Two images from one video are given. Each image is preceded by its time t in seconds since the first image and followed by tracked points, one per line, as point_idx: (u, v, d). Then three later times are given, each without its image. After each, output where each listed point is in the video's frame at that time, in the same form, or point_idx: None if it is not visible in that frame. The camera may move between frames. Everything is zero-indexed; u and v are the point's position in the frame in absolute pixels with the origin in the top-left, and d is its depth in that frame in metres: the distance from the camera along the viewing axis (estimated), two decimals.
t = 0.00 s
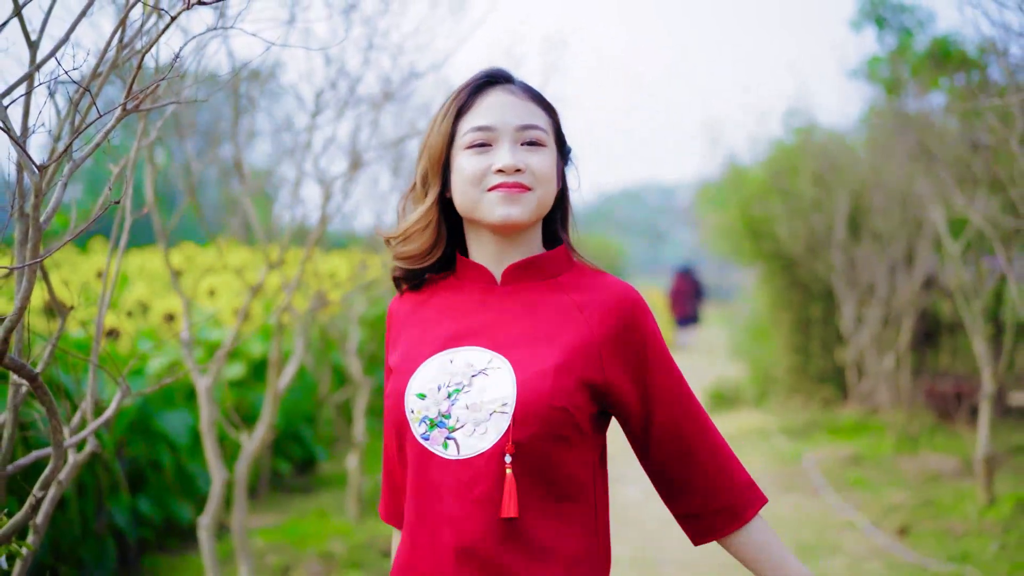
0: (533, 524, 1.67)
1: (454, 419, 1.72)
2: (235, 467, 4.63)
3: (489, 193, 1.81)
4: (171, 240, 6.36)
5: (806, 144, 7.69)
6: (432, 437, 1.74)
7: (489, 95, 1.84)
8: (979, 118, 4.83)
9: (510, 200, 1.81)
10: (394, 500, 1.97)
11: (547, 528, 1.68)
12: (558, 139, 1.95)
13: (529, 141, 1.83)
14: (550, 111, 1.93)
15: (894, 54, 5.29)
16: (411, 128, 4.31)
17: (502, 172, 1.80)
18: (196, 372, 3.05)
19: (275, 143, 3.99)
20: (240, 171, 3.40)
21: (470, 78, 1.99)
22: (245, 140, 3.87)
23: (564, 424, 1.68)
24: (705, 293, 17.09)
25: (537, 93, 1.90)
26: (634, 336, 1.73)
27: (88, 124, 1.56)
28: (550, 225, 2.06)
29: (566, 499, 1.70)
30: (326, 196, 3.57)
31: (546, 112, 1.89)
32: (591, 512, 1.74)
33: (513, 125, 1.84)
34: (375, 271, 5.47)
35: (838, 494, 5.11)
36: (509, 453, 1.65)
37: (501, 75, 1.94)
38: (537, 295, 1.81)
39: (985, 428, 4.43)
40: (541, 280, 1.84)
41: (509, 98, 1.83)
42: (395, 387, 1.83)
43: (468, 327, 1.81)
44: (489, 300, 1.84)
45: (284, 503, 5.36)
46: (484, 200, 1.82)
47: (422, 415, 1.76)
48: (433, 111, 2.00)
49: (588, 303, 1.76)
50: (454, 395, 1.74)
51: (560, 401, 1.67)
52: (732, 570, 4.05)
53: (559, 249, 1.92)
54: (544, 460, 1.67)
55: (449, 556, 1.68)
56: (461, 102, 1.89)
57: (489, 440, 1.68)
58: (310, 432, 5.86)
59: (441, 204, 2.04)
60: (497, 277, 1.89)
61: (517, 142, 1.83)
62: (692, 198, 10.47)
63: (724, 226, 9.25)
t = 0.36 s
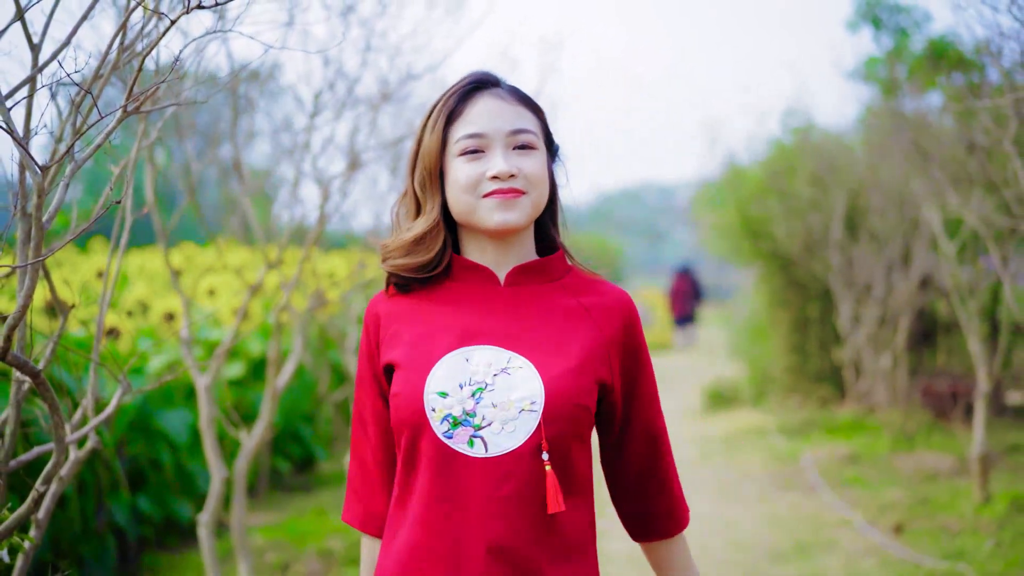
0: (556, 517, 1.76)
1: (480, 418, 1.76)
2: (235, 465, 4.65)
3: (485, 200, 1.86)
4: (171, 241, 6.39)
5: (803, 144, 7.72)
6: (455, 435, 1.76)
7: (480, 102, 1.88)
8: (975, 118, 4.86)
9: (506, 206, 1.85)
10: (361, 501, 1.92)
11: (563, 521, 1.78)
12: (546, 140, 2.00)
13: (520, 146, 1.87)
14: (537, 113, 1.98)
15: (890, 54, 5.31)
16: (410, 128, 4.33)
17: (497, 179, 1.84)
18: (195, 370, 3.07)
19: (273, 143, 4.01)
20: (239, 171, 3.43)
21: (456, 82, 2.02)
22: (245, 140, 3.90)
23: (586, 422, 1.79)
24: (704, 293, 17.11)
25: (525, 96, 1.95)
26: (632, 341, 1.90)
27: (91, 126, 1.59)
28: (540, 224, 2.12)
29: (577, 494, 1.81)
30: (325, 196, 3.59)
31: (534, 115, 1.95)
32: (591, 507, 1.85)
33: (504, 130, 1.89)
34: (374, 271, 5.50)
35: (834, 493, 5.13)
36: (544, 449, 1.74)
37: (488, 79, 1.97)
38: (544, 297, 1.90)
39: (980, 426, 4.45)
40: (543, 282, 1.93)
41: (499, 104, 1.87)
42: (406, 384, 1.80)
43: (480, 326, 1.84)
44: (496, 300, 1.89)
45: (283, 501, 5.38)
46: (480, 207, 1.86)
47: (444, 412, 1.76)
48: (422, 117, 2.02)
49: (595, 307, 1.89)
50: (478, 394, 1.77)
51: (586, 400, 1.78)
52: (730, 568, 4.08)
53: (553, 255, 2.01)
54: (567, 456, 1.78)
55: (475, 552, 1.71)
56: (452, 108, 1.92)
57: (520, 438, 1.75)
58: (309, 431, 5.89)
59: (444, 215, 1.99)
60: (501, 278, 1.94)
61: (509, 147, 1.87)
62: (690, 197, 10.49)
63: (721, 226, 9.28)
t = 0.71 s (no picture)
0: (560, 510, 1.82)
1: (492, 416, 1.77)
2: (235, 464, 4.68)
3: (473, 208, 1.88)
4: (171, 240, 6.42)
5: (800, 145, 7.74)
6: (467, 434, 1.77)
7: (468, 110, 1.89)
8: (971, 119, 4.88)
9: (494, 214, 1.88)
10: (336, 504, 1.88)
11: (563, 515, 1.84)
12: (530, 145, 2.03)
13: (508, 154, 1.90)
14: (523, 118, 2.00)
15: (886, 57, 5.32)
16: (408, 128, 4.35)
17: (485, 188, 1.86)
18: (195, 369, 3.09)
19: (272, 144, 4.04)
20: (238, 172, 3.45)
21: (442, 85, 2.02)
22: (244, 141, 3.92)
23: (585, 419, 1.86)
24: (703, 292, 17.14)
25: (511, 101, 1.96)
26: (615, 347, 2.00)
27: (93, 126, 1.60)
28: (527, 228, 2.14)
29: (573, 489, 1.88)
30: (324, 196, 3.61)
31: (519, 122, 1.97)
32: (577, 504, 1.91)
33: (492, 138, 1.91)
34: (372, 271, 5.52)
35: (831, 491, 5.15)
36: (556, 445, 1.80)
37: (475, 84, 1.98)
38: (536, 301, 1.95)
39: (975, 426, 4.47)
40: (533, 285, 1.99)
41: (488, 112, 1.89)
42: (415, 384, 1.78)
43: (482, 327, 1.87)
44: (493, 302, 1.92)
45: (282, 499, 5.40)
46: (468, 215, 1.89)
47: (456, 411, 1.77)
48: (409, 119, 2.02)
49: (586, 311, 1.98)
50: (489, 392, 1.78)
51: (588, 399, 1.85)
52: (727, 566, 4.10)
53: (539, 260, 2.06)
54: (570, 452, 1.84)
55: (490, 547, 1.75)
56: (440, 114, 1.93)
57: (531, 436, 1.78)
58: (308, 430, 5.91)
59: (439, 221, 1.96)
60: (497, 280, 1.97)
61: (497, 155, 1.89)
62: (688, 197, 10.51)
63: (719, 226, 9.30)
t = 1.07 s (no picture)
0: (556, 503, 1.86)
1: (489, 413, 1.79)
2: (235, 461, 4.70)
3: (463, 211, 1.90)
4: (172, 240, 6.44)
5: (799, 145, 7.76)
6: (465, 431, 1.77)
7: (458, 113, 1.91)
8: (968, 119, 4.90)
9: (484, 216, 1.91)
10: (308, 499, 1.80)
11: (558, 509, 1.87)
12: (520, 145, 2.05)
13: (497, 157, 1.92)
14: (512, 119, 2.01)
15: (883, 58, 5.34)
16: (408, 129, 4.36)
17: (475, 191, 1.89)
18: (195, 368, 3.11)
19: (271, 145, 4.05)
20: (239, 172, 3.47)
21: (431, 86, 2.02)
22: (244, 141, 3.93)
23: (578, 414, 1.89)
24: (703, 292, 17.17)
25: (500, 103, 1.98)
26: (605, 345, 2.03)
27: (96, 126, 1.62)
28: (515, 230, 2.17)
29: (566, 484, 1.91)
30: (323, 197, 3.63)
31: (509, 123, 1.99)
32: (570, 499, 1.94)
33: (481, 141, 1.93)
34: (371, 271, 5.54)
35: (828, 490, 5.17)
36: (549, 440, 1.83)
37: (464, 85, 1.99)
38: (526, 300, 1.98)
39: (972, 425, 4.49)
40: (520, 285, 2.01)
41: (477, 116, 1.90)
42: (412, 380, 1.78)
43: (475, 325, 1.88)
44: (484, 301, 1.94)
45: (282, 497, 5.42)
46: (458, 219, 1.91)
47: (454, 408, 1.78)
48: (397, 120, 2.02)
49: (575, 309, 2.01)
50: (486, 388, 1.80)
51: (581, 395, 1.89)
52: (724, 565, 4.12)
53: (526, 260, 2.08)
54: (563, 447, 1.87)
55: (493, 542, 1.77)
56: (429, 117, 1.93)
57: (527, 431, 1.81)
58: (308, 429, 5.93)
59: (426, 223, 1.97)
60: (488, 279, 1.99)
61: (486, 158, 1.91)
62: (687, 198, 10.54)
63: (718, 226, 9.33)
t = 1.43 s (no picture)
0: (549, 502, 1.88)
1: (477, 412, 1.80)
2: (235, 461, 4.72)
3: (450, 219, 1.91)
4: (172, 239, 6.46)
5: (797, 146, 7.78)
6: (453, 429, 1.79)
7: (446, 121, 1.91)
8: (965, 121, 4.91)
9: (470, 225, 1.92)
10: (291, 477, 1.75)
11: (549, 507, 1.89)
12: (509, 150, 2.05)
13: (485, 165, 1.93)
14: (501, 126, 2.02)
15: (881, 59, 5.34)
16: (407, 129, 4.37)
17: (461, 199, 1.90)
18: (196, 368, 3.13)
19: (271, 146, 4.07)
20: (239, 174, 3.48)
21: (419, 91, 2.03)
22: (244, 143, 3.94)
23: (567, 413, 1.90)
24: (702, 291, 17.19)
25: (489, 110, 1.98)
26: (595, 346, 2.03)
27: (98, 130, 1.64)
28: (500, 236, 2.17)
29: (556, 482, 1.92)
30: (323, 198, 3.65)
31: (497, 129, 1.99)
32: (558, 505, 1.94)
33: (469, 148, 1.93)
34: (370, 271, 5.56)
35: (826, 490, 5.19)
36: (536, 439, 1.85)
37: (453, 90, 1.99)
38: (514, 303, 1.99)
39: (970, 425, 4.51)
40: (505, 288, 2.02)
41: (465, 124, 1.91)
42: (399, 378, 1.80)
43: (462, 326, 1.90)
44: (470, 304, 1.95)
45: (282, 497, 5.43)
46: (445, 226, 1.92)
47: (443, 407, 1.79)
48: (386, 125, 2.03)
49: (563, 310, 2.02)
50: (474, 388, 1.82)
51: (569, 394, 1.90)
52: (722, 564, 4.14)
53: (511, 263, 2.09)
54: (553, 445, 1.88)
55: (483, 541, 1.79)
56: (417, 124, 1.94)
57: (516, 430, 1.82)
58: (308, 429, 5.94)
59: (412, 228, 1.99)
60: (474, 282, 2.01)
61: (474, 165, 1.92)
62: (687, 198, 10.56)
63: (717, 226, 9.35)
